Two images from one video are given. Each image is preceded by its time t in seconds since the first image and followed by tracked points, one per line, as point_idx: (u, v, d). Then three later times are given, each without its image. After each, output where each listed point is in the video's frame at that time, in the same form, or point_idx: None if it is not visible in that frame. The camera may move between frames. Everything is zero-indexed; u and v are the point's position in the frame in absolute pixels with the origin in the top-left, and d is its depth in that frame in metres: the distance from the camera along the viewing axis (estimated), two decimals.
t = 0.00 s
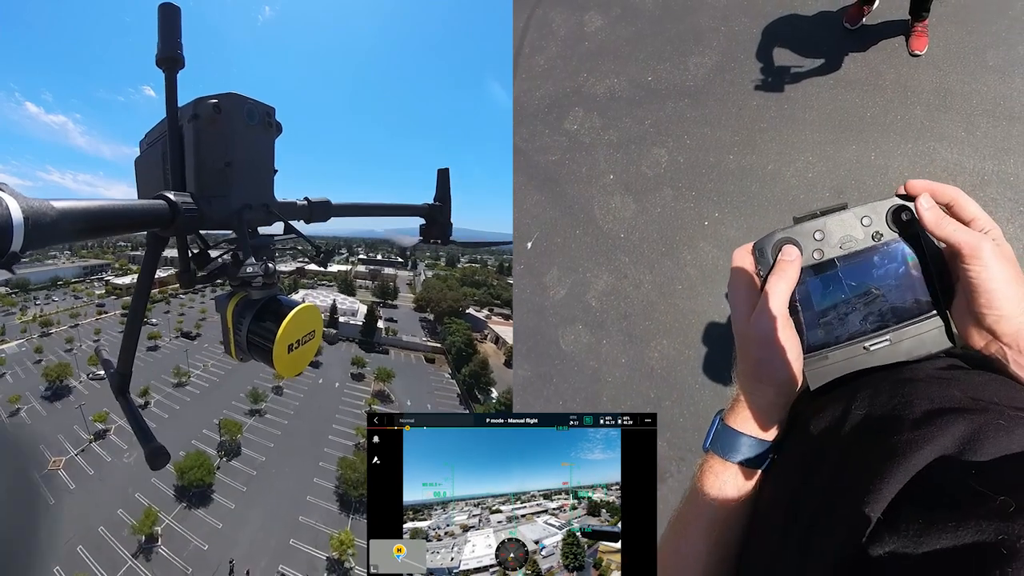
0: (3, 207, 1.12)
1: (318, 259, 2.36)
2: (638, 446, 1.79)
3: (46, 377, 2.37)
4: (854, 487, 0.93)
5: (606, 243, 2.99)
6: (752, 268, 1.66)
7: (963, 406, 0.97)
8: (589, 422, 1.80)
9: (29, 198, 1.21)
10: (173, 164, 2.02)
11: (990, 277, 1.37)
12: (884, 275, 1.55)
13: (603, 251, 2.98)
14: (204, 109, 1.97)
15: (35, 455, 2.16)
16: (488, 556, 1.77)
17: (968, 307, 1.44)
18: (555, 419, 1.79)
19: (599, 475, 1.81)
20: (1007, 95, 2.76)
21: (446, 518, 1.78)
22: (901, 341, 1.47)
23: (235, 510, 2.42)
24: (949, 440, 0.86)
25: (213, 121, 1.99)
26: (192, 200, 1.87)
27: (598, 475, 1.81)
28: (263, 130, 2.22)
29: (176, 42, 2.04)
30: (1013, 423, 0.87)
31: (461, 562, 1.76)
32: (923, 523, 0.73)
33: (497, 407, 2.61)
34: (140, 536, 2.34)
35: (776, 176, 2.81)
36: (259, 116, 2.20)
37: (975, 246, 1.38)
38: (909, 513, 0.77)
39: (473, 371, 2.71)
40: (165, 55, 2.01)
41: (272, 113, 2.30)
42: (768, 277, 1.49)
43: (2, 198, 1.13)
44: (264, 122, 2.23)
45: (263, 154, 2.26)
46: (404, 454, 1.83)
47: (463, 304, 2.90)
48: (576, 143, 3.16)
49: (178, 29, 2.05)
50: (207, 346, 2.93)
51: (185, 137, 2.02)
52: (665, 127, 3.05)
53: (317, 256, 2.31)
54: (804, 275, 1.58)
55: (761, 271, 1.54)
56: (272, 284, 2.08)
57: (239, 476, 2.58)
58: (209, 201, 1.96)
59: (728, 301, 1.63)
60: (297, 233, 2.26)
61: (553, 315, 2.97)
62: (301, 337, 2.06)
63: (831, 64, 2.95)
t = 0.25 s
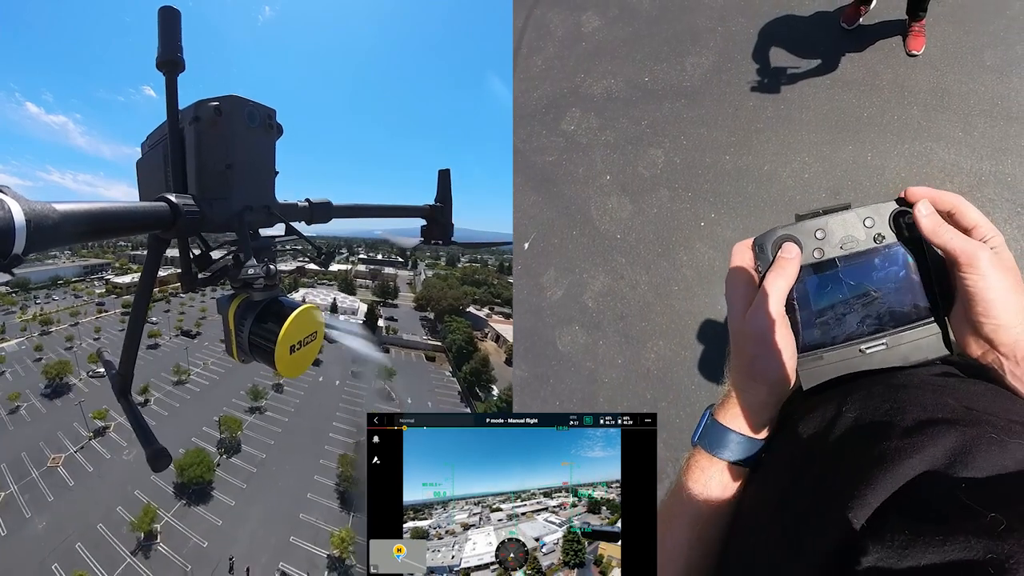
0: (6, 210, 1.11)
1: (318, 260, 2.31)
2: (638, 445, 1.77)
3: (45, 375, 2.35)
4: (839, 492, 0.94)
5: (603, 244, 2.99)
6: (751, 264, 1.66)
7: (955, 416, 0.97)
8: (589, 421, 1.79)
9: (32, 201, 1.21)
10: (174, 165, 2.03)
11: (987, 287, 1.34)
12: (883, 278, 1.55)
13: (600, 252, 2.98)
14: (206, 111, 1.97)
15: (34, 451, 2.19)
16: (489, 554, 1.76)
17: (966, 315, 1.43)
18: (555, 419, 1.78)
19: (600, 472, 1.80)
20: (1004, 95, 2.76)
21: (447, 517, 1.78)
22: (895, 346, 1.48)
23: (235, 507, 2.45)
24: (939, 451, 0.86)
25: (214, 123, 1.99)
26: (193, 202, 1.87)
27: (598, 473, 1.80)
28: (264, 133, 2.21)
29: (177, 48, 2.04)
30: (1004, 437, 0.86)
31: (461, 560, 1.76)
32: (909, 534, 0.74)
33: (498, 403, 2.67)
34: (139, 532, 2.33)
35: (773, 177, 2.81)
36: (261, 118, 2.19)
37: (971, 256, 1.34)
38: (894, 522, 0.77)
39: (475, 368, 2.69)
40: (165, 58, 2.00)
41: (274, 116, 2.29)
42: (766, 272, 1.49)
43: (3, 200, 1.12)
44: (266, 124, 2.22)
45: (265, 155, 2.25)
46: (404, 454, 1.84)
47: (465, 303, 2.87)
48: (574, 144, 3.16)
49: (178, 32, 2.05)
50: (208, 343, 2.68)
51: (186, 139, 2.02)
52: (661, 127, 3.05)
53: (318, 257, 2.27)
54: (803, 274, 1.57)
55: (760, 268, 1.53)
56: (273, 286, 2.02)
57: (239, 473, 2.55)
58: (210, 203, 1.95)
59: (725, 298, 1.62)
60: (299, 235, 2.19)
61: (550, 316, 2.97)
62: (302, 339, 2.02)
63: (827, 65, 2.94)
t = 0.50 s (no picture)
0: (9, 213, 1.13)
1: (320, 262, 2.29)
2: (638, 446, 1.77)
3: (45, 373, 2.29)
4: (857, 498, 0.94)
5: (604, 244, 2.98)
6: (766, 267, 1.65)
7: (975, 422, 0.96)
8: (588, 421, 1.78)
9: (35, 203, 1.22)
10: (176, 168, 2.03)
11: (1002, 291, 1.36)
12: (905, 281, 1.51)
13: (601, 252, 2.97)
14: (208, 116, 1.97)
15: (33, 448, 2.18)
16: (488, 554, 1.77)
17: (979, 319, 1.41)
18: (554, 419, 1.76)
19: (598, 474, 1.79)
20: (1007, 95, 2.75)
21: (445, 517, 1.78)
22: (912, 349, 1.45)
23: (235, 505, 2.43)
24: (959, 455, 0.86)
25: (216, 128, 1.98)
26: (195, 206, 1.87)
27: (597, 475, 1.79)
28: (267, 137, 2.19)
29: (180, 52, 2.03)
30: None
31: (460, 560, 1.77)
32: (928, 541, 0.74)
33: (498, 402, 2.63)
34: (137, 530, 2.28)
35: (774, 177, 2.80)
36: (263, 123, 2.17)
37: (983, 260, 1.37)
38: (915, 530, 0.78)
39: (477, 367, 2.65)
40: (168, 64, 2.00)
41: (275, 121, 2.27)
42: (787, 273, 1.48)
43: (7, 203, 1.14)
44: (268, 129, 2.21)
45: (268, 161, 2.23)
46: (404, 455, 1.83)
47: (466, 301, 2.73)
48: (575, 143, 3.15)
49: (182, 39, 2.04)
50: (208, 341, 2.70)
51: (190, 143, 2.02)
52: (662, 127, 3.05)
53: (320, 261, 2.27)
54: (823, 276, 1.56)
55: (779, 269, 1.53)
56: (275, 290, 2.02)
57: (239, 471, 2.51)
58: (212, 208, 1.95)
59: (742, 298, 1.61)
60: (300, 239, 2.22)
61: (551, 316, 2.97)
62: (303, 343, 2.02)
63: (829, 65, 2.94)
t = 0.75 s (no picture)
0: (9, 209, 1.13)
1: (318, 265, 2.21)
2: (638, 446, 1.78)
3: (44, 370, 2.28)
4: (872, 494, 0.94)
5: (607, 243, 2.99)
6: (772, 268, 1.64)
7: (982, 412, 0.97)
8: (588, 421, 1.79)
9: (36, 201, 1.22)
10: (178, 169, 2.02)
11: (1005, 286, 1.33)
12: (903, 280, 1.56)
13: (603, 251, 2.98)
14: (210, 118, 1.98)
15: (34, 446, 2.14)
16: (486, 553, 1.77)
17: (982, 315, 1.40)
18: (554, 419, 1.78)
19: (598, 476, 1.80)
20: (1008, 95, 2.76)
21: (445, 517, 1.78)
22: (917, 346, 1.54)
23: (234, 503, 2.45)
24: (968, 445, 0.87)
25: (218, 130, 1.99)
26: (196, 207, 1.86)
27: (597, 476, 1.80)
28: (269, 140, 2.20)
29: (184, 53, 2.03)
30: None
31: (458, 559, 1.77)
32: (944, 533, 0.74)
33: (498, 399, 2.70)
34: (136, 527, 2.36)
35: (777, 177, 2.81)
36: (265, 126, 2.18)
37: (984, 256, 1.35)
38: (929, 521, 0.78)
39: (477, 364, 2.67)
40: (172, 65, 2.00)
41: (277, 124, 2.29)
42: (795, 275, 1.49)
43: (7, 200, 1.14)
44: (270, 132, 2.22)
45: (269, 164, 2.22)
46: (404, 454, 1.83)
47: (467, 300, 2.76)
48: (578, 143, 3.16)
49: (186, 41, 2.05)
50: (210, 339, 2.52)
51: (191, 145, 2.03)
52: (665, 126, 3.05)
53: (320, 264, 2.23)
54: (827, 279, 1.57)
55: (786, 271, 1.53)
56: (273, 292, 2.01)
57: (239, 468, 2.54)
58: (213, 210, 1.95)
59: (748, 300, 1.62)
60: (299, 242, 2.16)
61: (554, 315, 2.97)
62: (302, 346, 2.03)
63: (831, 65, 2.95)
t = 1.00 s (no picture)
0: (10, 212, 1.12)
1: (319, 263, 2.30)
2: (638, 446, 1.79)
3: (43, 367, 2.38)
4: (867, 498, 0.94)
5: (606, 243, 2.99)
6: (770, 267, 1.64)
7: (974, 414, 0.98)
8: (588, 421, 1.79)
9: (35, 202, 1.22)
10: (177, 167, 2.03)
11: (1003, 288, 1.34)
12: (900, 282, 1.58)
13: (602, 251, 2.98)
14: (209, 115, 1.98)
15: (32, 440, 2.25)
16: (485, 551, 1.79)
17: (981, 317, 1.41)
18: (554, 419, 1.79)
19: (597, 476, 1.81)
20: (1007, 95, 2.77)
21: (445, 514, 1.77)
22: (913, 347, 1.56)
23: (235, 499, 2.50)
24: (962, 449, 0.87)
25: (217, 127, 1.99)
26: (195, 206, 1.87)
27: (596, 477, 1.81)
28: (267, 137, 2.20)
29: (181, 52, 2.04)
30: None
31: (457, 556, 1.78)
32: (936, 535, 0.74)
33: (499, 394, 2.80)
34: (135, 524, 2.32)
35: (776, 176, 2.81)
36: (263, 122, 2.18)
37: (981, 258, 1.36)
38: (927, 523, 0.77)
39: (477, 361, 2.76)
40: (170, 63, 2.00)
41: (275, 120, 2.28)
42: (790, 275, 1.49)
43: (8, 202, 1.14)
44: (268, 128, 2.21)
45: (267, 161, 2.22)
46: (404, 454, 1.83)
47: (467, 298, 2.90)
48: (577, 143, 3.16)
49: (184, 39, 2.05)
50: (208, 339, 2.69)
51: (190, 142, 2.02)
52: (664, 126, 3.06)
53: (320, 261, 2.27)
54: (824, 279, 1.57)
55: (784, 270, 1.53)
56: (275, 290, 2.02)
57: (239, 466, 2.62)
58: (212, 207, 1.95)
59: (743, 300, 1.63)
60: (300, 239, 2.21)
61: (553, 315, 2.97)
62: (302, 342, 2.03)
63: (830, 65, 2.95)
